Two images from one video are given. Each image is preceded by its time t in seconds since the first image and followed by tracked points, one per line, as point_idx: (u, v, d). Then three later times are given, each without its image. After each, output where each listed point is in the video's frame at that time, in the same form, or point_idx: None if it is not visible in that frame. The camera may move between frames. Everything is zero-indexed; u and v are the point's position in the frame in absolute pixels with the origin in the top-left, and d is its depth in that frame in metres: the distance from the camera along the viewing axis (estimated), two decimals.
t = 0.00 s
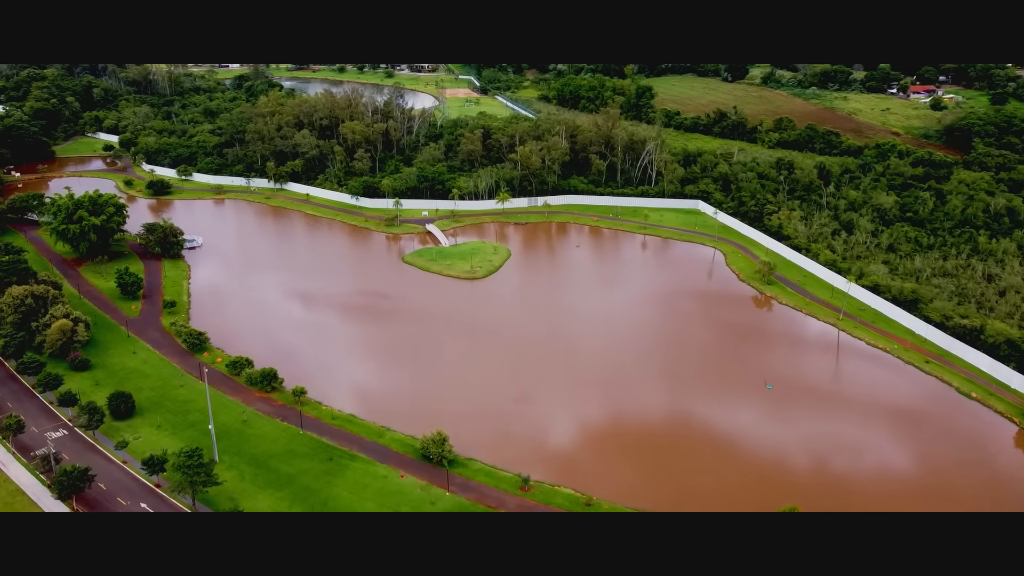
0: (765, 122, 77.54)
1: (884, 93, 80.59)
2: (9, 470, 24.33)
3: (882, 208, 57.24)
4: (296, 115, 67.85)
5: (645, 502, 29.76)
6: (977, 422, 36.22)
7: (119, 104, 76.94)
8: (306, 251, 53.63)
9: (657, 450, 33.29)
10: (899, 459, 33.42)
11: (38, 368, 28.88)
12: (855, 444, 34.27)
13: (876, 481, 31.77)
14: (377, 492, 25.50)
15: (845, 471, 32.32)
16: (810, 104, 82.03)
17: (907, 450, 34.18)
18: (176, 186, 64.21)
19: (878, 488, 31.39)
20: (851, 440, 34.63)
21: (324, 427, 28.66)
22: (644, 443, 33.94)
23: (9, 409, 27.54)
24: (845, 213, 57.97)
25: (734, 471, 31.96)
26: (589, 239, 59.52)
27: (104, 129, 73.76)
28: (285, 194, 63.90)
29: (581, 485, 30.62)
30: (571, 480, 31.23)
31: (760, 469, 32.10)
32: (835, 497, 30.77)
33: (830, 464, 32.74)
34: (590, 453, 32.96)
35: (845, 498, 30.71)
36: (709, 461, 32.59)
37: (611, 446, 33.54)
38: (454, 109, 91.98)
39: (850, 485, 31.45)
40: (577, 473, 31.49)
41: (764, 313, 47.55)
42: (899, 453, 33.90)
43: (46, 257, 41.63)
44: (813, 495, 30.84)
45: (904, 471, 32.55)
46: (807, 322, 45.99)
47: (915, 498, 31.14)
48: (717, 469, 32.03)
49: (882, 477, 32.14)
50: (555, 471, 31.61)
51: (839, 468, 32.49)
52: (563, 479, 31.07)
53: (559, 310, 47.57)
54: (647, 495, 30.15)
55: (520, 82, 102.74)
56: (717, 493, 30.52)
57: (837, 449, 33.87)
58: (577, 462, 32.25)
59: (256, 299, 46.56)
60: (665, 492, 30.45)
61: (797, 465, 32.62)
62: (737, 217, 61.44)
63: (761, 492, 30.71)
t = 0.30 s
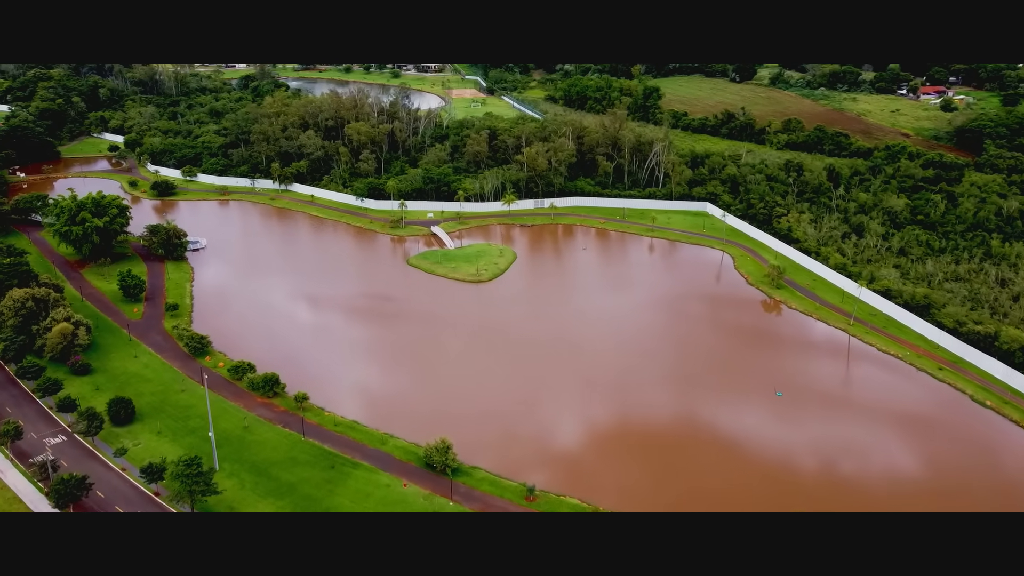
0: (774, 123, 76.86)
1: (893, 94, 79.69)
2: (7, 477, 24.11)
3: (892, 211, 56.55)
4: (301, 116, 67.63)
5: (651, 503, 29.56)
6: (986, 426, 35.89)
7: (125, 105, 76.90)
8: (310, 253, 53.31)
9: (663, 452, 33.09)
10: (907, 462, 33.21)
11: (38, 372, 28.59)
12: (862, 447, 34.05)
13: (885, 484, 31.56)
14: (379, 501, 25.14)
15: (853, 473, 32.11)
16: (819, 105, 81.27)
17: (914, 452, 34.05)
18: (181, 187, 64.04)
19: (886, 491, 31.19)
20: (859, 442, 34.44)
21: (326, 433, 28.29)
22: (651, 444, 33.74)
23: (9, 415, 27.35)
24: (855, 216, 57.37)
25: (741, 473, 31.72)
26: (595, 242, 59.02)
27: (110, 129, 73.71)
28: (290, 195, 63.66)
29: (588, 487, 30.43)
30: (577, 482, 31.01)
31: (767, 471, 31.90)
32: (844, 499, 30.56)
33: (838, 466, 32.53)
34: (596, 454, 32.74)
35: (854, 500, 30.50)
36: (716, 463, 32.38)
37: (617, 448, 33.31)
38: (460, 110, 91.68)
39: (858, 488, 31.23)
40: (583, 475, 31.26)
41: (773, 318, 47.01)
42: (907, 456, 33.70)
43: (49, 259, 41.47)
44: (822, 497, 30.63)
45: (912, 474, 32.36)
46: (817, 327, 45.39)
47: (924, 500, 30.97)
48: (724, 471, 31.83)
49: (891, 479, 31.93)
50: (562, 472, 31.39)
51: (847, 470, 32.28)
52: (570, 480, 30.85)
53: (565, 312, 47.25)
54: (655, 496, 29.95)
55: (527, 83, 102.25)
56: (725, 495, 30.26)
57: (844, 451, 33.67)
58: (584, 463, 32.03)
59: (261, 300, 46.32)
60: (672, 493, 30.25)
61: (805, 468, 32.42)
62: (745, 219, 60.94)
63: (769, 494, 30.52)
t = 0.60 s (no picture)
0: (783, 124, 76.15)
1: (904, 95, 78.72)
2: (4, 484, 23.86)
3: (904, 214, 55.87)
4: (307, 116, 67.41)
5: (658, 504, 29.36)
6: (1001, 433, 35.28)
7: (132, 105, 76.93)
8: (316, 255, 52.99)
9: (669, 453, 32.91)
10: (916, 465, 32.96)
11: (39, 376, 28.34)
12: (870, 449, 33.77)
13: (893, 485, 31.34)
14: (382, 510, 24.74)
15: (861, 476, 31.88)
16: (828, 106, 80.45)
17: (923, 455, 33.76)
18: (186, 188, 63.88)
19: (894, 492, 30.99)
20: (866, 444, 34.21)
21: (329, 440, 27.94)
22: (657, 445, 33.56)
23: (8, 419, 27.13)
24: (866, 219, 56.71)
25: (747, 475, 31.50)
26: (603, 244, 58.51)
27: (116, 129, 73.69)
28: (295, 196, 63.43)
29: (594, 488, 30.21)
30: (584, 482, 30.81)
31: (775, 472, 31.70)
32: (851, 499, 30.40)
33: (846, 467, 32.32)
34: (602, 455, 32.52)
35: (862, 501, 30.31)
36: (723, 465, 32.16)
37: (623, 449, 33.11)
38: (467, 110, 91.33)
39: (866, 489, 31.07)
40: (589, 475, 31.15)
41: (783, 322, 46.40)
42: (916, 459, 33.40)
43: (53, 260, 41.33)
44: (829, 498, 30.45)
45: (920, 476, 32.12)
46: (828, 333, 44.73)
47: (932, 501, 30.77)
48: (731, 472, 31.66)
49: (899, 482, 31.69)
50: (567, 473, 31.16)
51: (855, 472, 32.06)
52: (576, 481, 30.64)
53: (571, 314, 46.83)
54: (662, 497, 29.75)
55: (534, 83, 101.72)
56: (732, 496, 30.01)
57: (852, 453, 33.44)
58: (590, 464, 31.82)
59: (266, 301, 46.06)
60: (678, 493, 30.08)
61: (813, 470, 32.19)
62: (755, 222, 60.35)
63: (776, 495, 30.32)
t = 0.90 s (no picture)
0: (793, 126, 75.43)
1: (915, 96, 77.67)
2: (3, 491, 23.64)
3: (917, 217, 55.11)
4: (314, 117, 67.22)
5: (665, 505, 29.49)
6: (1017, 442, 34.70)
7: (139, 105, 76.95)
8: (322, 257, 52.67)
9: (676, 455, 33.00)
10: (926, 468, 32.79)
11: (40, 381, 28.13)
12: (879, 452, 33.65)
13: (902, 487, 31.26)
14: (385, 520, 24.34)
15: (870, 478, 31.82)
16: (839, 107, 79.63)
17: (934, 458, 33.56)
18: (192, 189, 63.76)
19: (903, 494, 30.95)
20: (875, 447, 34.11)
21: (332, 446, 27.60)
22: (664, 446, 33.63)
23: (8, 425, 26.91)
24: (878, 222, 55.99)
25: (754, 477, 31.53)
26: (611, 247, 57.96)
27: (123, 129, 73.68)
28: (302, 197, 63.20)
29: (601, 489, 30.32)
30: (591, 483, 30.93)
31: (782, 473, 31.80)
32: (859, 501, 30.40)
33: (855, 469, 32.30)
34: (609, 456, 32.71)
35: (870, 503, 30.31)
36: (730, 466, 32.22)
37: (630, 450, 33.25)
38: (475, 111, 90.97)
39: (874, 490, 31.03)
40: (596, 477, 31.31)
41: (794, 327, 45.81)
42: (926, 461, 33.23)
43: (57, 262, 41.21)
44: (837, 500, 30.47)
45: (930, 478, 31.97)
46: (840, 339, 44.08)
47: (941, 504, 30.66)
48: (738, 474, 31.76)
49: (908, 484, 31.59)
50: (574, 475, 31.25)
51: (864, 474, 32.02)
52: (583, 483, 30.74)
53: (579, 317, 46.43)
54: (669, 499, 29.84)
55: (542, 83, 101.17)
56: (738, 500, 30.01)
57: (862, 455, 33.36)
58: (597, 466, 31.99)
59: (271, 302, 45.80)
60: (685, 495, 30.19)
61: (821, 472, 32.17)
62: (765, 224, 59.67)
63: (782, 497, 30.46)
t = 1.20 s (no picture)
0: (806, 127, 74.58)
1: (930, 98, 76.19)
2: (3, 496, 23.46)
3: (932, 220, 54.27)
4: (323, 117, 66.98)
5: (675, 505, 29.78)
6: None
7: (149, 105, 77.11)
8: (330, 259, 52.42)
9: (686, 456, 33.10)
10: (938, 471, 32.78)
11: (43, 385, 28.04)
12: (890, 456, 33.67)
13: (913, 490, 31.37)
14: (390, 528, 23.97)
15: (880, 480, 32.01)
16: (852, 108, 78.68)
17: (945, 461, 33.57)
18: (201, 189, 63.67)
19: (913, 499, 31.07)
20: (886, 450, 34.18)
21: (337, 453, 27.30)
22: (674, 447, 33.77)
23: (11, 429, 26.79)
24: (893, 225, 55.18)
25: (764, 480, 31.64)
26: (621, 250, 57.39)
27: (133, 129, 73.81)
28: (310, 198, 62.97)
29: (611, 488, 30.58)
30: (601, 485, 31.05)
31: (792, 474, 32.03)
32: (869, 504, 30.52)
33: (865, 473, 32.39)
34: (619, 456, 32.95)
35: (880, 505, 30.47)
36: (739, 467, 32.35)
37: (639, 451, 33.38)
38: (485, 112, 90.56)
39: (884, 494, 31.15)
40: (606, 478, 31.43)
41: (806, 332, 45.20)
42: (937, 465, 33.25)
43: (64, 263, 41.18)
44: (847, 502, 30.60)
45: (942, 481, 32.06)
46: (854, 345, 43.41)
47: (952, 507, 30.72)
48: (747, 475, 31.95)
49: (919, 487, 31.72)
50: (585, 475, 31.40)
51: (875, 478, 32.13)
52: (594, 484, 30.89)
53: (589, 319, 46.08)
54: (680, 499, 30.00)
55: (552, 84, 100.64)
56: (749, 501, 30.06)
57: (872, 458, 33.45)
58: (607, 466, 32.18)
59: (280, 303, 45.59)
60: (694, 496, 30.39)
61: (832, 474, 32.35)
62: (777, 227, 58.93)
63: (791, 497, 30.78)
